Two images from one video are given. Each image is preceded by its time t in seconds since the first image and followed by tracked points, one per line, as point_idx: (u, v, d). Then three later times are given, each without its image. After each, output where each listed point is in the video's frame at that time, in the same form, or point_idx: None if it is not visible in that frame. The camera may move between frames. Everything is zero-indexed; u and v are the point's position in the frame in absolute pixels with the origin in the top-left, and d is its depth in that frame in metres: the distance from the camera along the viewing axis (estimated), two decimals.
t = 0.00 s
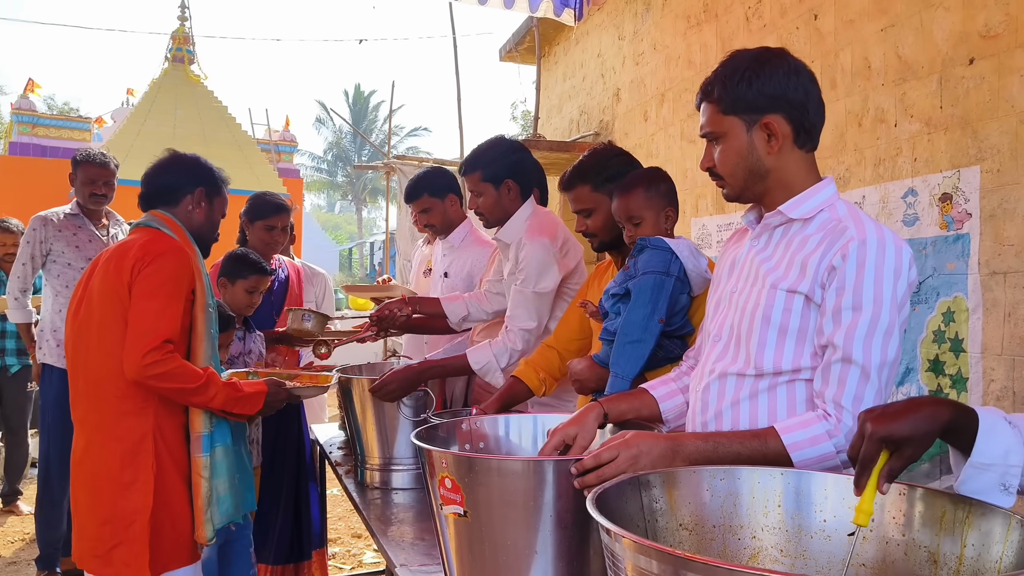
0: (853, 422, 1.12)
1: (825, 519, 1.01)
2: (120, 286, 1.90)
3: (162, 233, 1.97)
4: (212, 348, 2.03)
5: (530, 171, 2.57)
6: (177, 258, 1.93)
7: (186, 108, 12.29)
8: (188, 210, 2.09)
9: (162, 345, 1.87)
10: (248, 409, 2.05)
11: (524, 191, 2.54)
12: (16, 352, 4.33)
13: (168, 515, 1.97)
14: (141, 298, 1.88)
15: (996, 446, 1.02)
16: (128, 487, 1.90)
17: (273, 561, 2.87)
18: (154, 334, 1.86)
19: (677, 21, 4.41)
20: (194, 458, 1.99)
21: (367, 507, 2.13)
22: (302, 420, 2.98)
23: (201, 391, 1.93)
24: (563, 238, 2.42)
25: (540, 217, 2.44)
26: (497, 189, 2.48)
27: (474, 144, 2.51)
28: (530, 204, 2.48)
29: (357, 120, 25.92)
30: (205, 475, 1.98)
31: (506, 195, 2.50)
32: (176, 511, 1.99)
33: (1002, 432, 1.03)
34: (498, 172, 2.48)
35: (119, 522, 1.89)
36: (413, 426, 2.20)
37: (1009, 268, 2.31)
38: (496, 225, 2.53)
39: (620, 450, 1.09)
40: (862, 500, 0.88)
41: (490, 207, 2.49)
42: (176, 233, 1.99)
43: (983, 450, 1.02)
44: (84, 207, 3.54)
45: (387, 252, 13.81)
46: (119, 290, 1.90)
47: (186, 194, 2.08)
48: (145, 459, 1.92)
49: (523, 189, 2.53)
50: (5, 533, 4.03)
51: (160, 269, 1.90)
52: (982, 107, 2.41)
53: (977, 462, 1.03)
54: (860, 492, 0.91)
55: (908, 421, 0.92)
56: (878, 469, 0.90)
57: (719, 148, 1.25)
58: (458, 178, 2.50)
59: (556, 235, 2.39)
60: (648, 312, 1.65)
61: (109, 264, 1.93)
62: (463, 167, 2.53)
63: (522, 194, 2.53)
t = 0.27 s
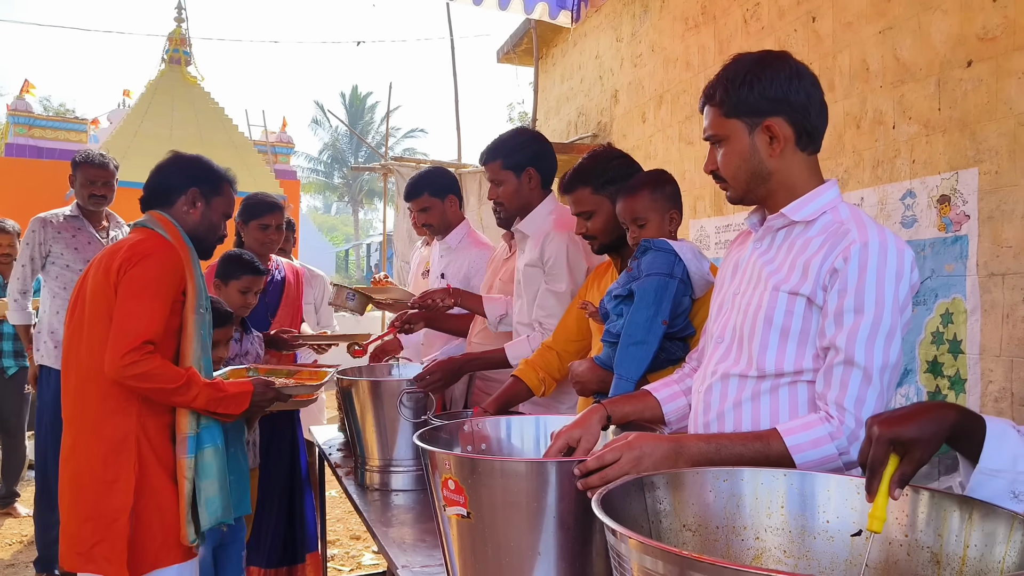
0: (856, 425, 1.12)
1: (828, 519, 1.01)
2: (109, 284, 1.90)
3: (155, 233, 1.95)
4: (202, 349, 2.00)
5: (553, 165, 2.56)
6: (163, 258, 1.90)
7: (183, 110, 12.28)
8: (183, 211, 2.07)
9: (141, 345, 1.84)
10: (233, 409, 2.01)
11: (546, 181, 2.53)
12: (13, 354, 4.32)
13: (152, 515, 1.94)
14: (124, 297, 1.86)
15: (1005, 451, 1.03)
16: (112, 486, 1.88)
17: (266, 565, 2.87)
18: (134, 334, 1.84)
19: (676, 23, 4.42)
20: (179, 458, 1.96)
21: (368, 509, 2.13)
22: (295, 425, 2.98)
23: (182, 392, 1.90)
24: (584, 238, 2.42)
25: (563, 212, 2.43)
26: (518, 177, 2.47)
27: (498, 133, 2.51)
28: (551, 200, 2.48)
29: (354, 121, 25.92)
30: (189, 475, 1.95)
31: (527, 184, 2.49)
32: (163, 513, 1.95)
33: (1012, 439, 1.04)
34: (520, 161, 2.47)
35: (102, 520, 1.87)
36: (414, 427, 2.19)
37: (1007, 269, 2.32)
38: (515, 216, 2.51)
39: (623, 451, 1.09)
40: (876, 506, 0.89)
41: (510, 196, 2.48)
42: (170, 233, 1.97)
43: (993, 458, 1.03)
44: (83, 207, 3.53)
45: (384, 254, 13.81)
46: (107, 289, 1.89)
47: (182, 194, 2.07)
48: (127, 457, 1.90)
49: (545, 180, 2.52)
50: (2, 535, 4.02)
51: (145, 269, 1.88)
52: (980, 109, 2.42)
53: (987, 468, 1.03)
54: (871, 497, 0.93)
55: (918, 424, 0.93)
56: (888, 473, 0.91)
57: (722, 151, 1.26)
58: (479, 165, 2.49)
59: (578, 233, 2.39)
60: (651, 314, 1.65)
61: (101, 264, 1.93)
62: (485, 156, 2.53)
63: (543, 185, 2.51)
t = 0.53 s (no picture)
0: (859, 425, 1.12)
1: (832, 519, 1.01)
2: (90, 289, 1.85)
3: (138, 239, 1.90)
4: (188, 353, 1.94)
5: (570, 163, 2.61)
6: (142, 263, 1.85)
7: (181, 112, 12.26)
8: (167, 209, 2.05)
9: (112, 350, 1.78)
10: (214, 416, 1.93)
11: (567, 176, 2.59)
12: (13, 357, 4.33)
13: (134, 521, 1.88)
14: (101, 303, 1.81)
15: (1012, 451, 1.04)
16: (92, 491, 1.83)
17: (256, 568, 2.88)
18: (108, 340, 1.78)
19: (674, 26, 4.43)
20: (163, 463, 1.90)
21: (371, 510, 2.13)
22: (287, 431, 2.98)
23: (158, 398, 1.84)
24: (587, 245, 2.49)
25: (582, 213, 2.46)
26: (545, 173, 2.52)
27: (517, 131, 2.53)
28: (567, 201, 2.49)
29: (352, 124, 25.93)
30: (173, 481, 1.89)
31: (551, 179, 2.53)
32: (142, 521, 1.89)
33: (1017, 439, 1.04)
34: (546, 157, 2.51)
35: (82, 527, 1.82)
36: (415, 429, 2.18)
37: (1007, 271, 2.32)
38: (536, 213, 2.53)
39: (627, 453, 1.09)
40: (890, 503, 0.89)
41: (535, 192, 2.50)
42: (156, 235, 1.92)
43: (999, 458, 1.04)
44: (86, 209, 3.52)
45: (382, 256, 13.82)
46: (88, 294, 1.85)
47: (165, 192, 2.05)
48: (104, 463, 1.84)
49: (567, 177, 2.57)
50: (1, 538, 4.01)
51: (121, 274, 1.82)
52: (979, 112, 2.43)
53: (992, 467, 1.04)
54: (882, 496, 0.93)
55: (925, 423, 0.95)
56: (899, 471, 0.91)
57: (722, 153, 1.26)
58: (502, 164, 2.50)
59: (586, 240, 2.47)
60: (654, 315, 1.65)
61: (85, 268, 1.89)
62: (503, 155, 2.54)
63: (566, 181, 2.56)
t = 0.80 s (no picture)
0: (863, 429, 1.13)
1: (837, 523, 1.02)
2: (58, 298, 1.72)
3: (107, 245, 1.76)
4: (161, 363, 1.76)
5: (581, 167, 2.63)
6: (106, 269, 1.70)
7: (182, 116, 12.27)
8: (149, 213, 1.89)
9: (77, 364, 1.63)
10: (189, 427, 1.77)
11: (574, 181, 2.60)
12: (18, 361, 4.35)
13: (95, 541, 1.72)
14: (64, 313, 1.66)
15: (1013, 452, 1.04)
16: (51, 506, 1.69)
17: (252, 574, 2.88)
18: (69, 353, 1.63)
19: (675, 29, 4.44)
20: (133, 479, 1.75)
21: (377, 513, 2.14)
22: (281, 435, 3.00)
23: (125, 414, 1.68)
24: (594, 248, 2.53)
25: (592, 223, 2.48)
26: (555, 176, 2.53)
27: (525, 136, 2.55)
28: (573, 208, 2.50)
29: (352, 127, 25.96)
30: (143, 497, 1.74)
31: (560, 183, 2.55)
32: (102, 541, 1.73)
33: (1018, 440, 1.05)
34: (555, 161, 2.52)
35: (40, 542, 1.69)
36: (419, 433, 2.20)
37: (1008, 273, 2.33)
38: (546, 218, 2.54)
39: (633, 456, 1.10)
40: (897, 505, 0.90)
41: (546, 196, 2.51)
42: (129, 240, 1.78)
43: (999, 458, 1.04)
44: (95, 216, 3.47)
45: (383, 258, 13.83)
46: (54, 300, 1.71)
47: (145, 192, 1.89)
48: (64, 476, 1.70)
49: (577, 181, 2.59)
50: (4, 542, 4.01)
51: (85, 283, 1.67)
52: (980, 115, 2.44)
53: (992, 467, 1.04)
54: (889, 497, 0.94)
55: (931, 422, 0.96)
56: (906, 472, 0.92)
57: (725, 157, 1.27)
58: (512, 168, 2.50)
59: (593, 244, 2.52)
60: (660, 318, 1.66)
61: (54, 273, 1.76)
62: (514, 160, 2.55)
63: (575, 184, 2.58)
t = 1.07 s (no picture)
0: (861, 431, 1.15)
1: (835, 523, 1.04)
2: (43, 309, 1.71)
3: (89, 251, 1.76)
4: (144, 371, 1.77)
5: (572, 172, 2.58)
6: (93, 279, 1.70)
7: (182, 119, 12.29)
8: (138, 217, 1.90)
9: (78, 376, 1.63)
10: (195, 437, 1.78)
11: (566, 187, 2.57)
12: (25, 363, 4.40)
13: (80, 553, 1.71)
14: (55, 324, 1.66)
15: (1005, 452, 1.06)
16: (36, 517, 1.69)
17: None
18: (69, 365, 1.64)
19: (675, 32, 4.47)
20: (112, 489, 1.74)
21: (382, 514, 2.16)
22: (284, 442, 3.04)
23: (124, 427, 1.68)
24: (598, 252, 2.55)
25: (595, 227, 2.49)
26: (538, 189, 2.53)
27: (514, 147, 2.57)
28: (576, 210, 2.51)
29: (352, 129, 25.99)
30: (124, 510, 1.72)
31: (547, 193, 2.54)
32: (85, 554, 1.72)
33: (1010, 439, 1.07)
34: (537, 171, 2.52)
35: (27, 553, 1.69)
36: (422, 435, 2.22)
37: (1006, 275, 2.35)
38: (540, 225, 2.56)
39: (635, 458, 1.12)
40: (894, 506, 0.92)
41: (531, 207, 2.53)
42: (114, 246, 1.79)
43: (991, 457, 1.06)
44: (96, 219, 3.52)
45: (383, 260, 13.86)
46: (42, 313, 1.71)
47: (132, 195, 1.90)
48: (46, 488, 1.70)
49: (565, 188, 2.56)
50: (9, 545, 4.03)
51: (76, 292, 1.67)
52: (978, 118, 2.46)
53: (985, 466, 1.07)
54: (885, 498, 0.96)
55: (925, 423, 0.98)
56: (901, 474, 0.94)
57: (723, 164, 1.29)
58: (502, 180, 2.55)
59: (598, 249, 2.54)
60: (662, 319, 1.68)
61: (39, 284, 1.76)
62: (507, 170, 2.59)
63: (563, 193, 2.56)
